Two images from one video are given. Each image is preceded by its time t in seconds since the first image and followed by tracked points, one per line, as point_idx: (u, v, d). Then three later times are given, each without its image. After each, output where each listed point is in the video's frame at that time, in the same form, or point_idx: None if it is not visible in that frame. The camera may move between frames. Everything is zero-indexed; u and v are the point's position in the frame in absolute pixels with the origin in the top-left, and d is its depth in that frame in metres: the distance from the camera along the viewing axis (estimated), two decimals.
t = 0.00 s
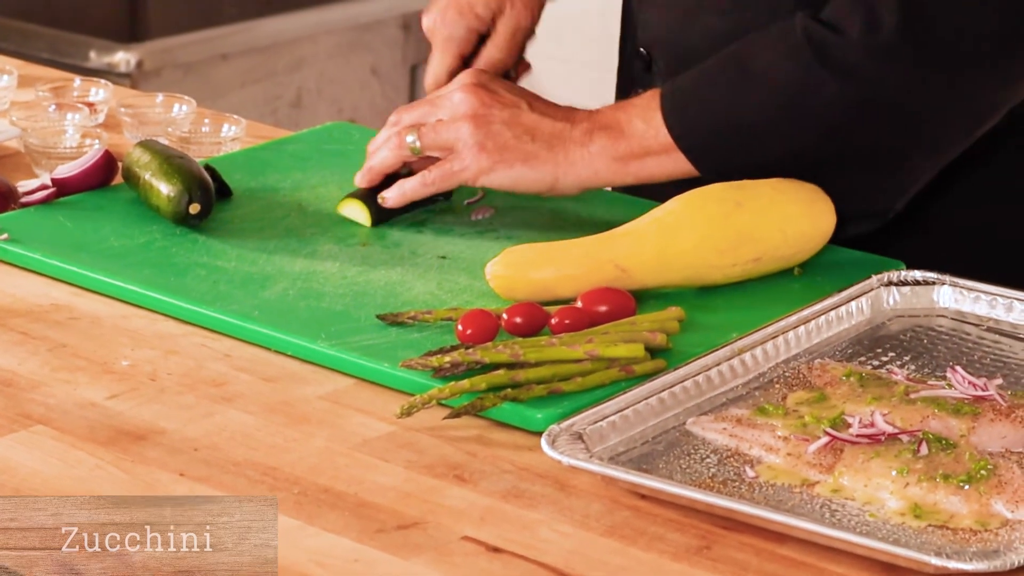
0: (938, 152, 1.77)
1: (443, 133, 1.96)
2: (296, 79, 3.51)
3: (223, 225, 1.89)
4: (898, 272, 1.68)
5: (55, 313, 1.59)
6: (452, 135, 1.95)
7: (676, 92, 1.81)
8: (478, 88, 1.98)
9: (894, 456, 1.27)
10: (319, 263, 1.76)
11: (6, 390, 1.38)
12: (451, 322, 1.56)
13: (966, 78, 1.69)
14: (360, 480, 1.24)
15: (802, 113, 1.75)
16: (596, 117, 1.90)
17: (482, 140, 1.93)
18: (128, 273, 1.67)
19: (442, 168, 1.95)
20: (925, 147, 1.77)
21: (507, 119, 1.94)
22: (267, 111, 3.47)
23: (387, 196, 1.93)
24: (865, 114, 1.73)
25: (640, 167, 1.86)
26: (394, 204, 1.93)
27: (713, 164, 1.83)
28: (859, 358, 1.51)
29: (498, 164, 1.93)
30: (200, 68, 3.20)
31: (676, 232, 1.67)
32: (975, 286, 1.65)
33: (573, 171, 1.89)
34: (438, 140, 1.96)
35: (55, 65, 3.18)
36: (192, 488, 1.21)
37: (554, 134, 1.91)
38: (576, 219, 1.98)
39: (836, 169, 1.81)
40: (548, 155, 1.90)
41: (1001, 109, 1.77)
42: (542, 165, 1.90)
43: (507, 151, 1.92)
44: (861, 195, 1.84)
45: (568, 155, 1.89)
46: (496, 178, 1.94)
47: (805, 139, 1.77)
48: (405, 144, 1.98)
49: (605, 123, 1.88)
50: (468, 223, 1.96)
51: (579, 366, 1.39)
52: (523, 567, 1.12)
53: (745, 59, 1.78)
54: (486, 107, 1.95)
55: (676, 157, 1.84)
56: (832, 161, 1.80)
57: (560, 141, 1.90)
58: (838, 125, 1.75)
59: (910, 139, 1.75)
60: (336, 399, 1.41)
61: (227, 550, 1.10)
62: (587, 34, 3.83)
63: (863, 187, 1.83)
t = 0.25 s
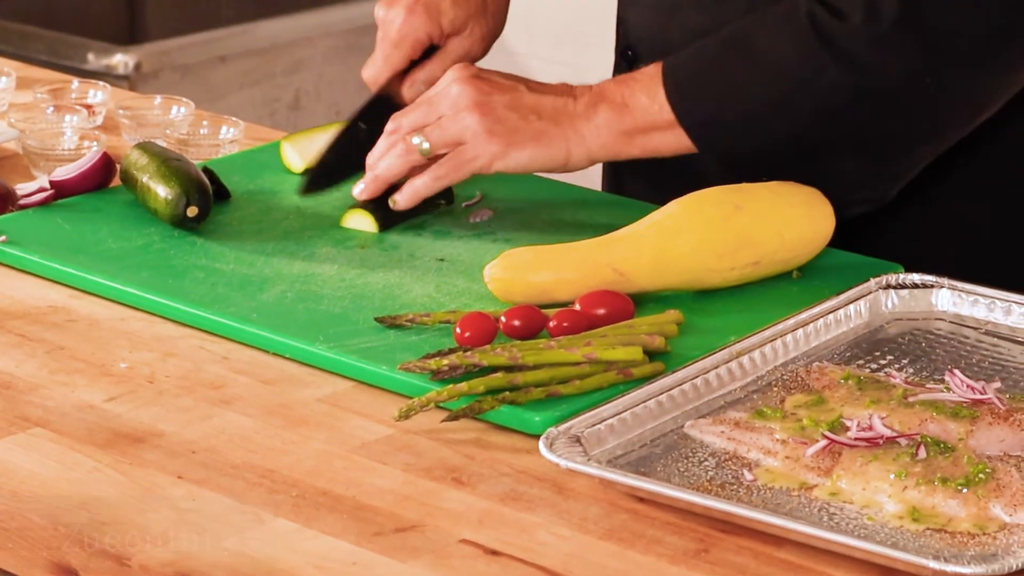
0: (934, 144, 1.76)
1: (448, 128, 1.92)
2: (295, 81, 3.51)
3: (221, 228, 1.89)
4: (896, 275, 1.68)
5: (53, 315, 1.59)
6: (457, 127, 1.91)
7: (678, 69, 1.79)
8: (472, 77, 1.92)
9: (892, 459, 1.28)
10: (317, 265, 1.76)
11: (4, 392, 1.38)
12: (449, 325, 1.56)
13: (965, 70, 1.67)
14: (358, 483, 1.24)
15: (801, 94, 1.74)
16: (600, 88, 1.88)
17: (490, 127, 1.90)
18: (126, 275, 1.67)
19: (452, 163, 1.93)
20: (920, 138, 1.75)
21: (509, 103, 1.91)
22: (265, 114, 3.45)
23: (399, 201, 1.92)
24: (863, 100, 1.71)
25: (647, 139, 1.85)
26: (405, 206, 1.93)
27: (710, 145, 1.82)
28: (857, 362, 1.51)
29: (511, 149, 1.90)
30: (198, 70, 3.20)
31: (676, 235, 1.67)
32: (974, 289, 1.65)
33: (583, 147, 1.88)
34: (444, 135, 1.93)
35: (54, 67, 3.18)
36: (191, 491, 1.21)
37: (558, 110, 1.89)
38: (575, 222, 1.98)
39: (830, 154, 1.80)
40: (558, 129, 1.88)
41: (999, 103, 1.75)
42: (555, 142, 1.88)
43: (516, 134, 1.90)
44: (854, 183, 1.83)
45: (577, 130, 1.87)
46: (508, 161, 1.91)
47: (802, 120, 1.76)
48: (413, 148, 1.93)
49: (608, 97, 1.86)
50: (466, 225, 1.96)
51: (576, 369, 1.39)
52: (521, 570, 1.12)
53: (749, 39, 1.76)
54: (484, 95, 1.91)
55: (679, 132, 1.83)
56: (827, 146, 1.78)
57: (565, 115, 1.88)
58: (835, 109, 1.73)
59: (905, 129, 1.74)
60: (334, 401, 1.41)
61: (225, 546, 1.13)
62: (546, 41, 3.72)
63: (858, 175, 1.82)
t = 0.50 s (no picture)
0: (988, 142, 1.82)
1: (497, 146, 1.87)
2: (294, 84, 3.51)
3: (220, 229, 1.89)
4: (896, 278, 1.68)
5: (52, 317, 1.58)
6: (512, 147, 1.87)
7: (723, 95, 1.80)
8: (526, 94, 1.89)
9: (892, 461, 1.27)
10: (317, 267, 1.76)
11: (3, 393, 1.38)
12: (449, 327, 1.56)
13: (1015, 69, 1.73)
14: (357, 484, 1.24)
15: (856, 110, 1.77)
16: (646, 122, 1.86)
17: (540, 148, 1.86)
18: (126, 276, 1.67)
19: (500, 181, 1.89)
20: (975, 138, 1.81)
21: (561, 125, 1.87)
22: (264, 116, 3.46)
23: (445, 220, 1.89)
24: (919, 110, 1.76)
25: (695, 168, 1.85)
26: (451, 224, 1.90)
27: (762, 165, 1.84)
28: (857, 364, 1.51)
29: (557, 173, 1.86)
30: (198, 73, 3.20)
31: (676, 237, 1.67)
32: (974, 292, 1.65)
33: (629, 179, 1.85)
34: (494, 154, 1.88)
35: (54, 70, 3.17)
36: (190, 492, 1.21)
37: (609, 139, 1.86)
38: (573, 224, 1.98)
39: (884, 162, 1.84)
40: (606, 160, 1.85)
41: None
42: (601, 172, 1.85)
43: (567, 159, 1.86)
44: (908, 185, 1.88)
45: (626, 162, 1.84)
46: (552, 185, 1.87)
47: (856, 135, 1.79)
48: (460, 164, 1.89)
49: (656, 129, 1.85)
50: (466, 227, 1.96)
51: (576, 371, 1.39)
52: (519, 571, 1.12)
53: (791, 58, 1.78)
54: (539, 116, 1.87)
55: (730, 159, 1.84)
56: (881, 155, 1.83)
57: (618, 145, 1.86)
58: (891, 121, 1.77)
59: (961, 131, 1.79)
60: (333, 403, 1.41)
61: (223, 547, 1.13)
62: (559, 50, 3.87)
63: (911, 179, 1.87)
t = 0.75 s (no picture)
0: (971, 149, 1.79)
1: (480, 148, 1.92)
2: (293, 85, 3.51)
3: (220, 230, 1.89)
4: (896, 280, 1.68)
5: (51, 318, 1.58)
6: (494, 149, 1.91)
7: (706, 108, 1.83)
8: (513, 100, 1.94)
9: (892, 464, 1.27)
10: (317, 269, 1.76)
11: (2, 395, 1.38)
12: (449, 329, 1.56)
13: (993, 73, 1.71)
14: (358, 486, 1.24)
15: (835, 118, 1.76)
16: (630, 137, 1.90)
17: (522, 152, 1.90)
18: (126, 278, 1.67)
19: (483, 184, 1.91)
20: (959, 145, 1.78)
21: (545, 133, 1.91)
22: (263, 117, 3.47)
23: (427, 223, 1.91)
24: (899, 116, 1.75)
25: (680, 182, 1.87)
26: (433, 228, 1.91)
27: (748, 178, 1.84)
28: (857, 367, 1.51)
29: (536, 179, 1.89)
30: (198, 75, 3.20)
31: (676, 239, 1.67)
32: (974, 294, 1.65)
33: (609, 190, 1.88)
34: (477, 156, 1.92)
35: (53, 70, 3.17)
36: (190, 494, 1.21)
37: (592, 151, 1.90)
38: (574, 226, 1.98)
39: (869, 173, 1.82)
40: (588, 171, 1.89)
41: None
42: (582, 181, 1.88)
43: (547, 165, 1.90)
44: (895, 198, 1.86)
45: (607, 173, 1.88)
46: (532, 191, 1.90)
47: (837, 144, 1.79)
48: (443, 164, 1.93)
49: (639, 143, 1.88)
50: (466, 229, 1.95)
51: (576, 373, 1.39)
52: (520, 573, 1.11)
53: (773, 70, 1.79)
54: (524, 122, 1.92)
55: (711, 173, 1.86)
56: (866, 166, 1.81)
57: (599, 157, 1.89)
58: (872, 129, 1.76)
59: (943, 138, 1.77)
60: (333, 405, 1.40)
61: (223, 549, 1.12)
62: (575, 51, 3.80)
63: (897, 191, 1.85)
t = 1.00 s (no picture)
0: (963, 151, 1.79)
1: (468, 145, 1.94)
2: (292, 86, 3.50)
3: (220, 231, 1.89)
4: (897, 282, 1.68)
5: (51, 319, 1.58)
6: (480, 145, 1.94)
7: (697, 106, 1.83)
8: (501, 96, 1.97)
9: (893, 465, 1.27)
10: (317, 269, 1.76)
11: (2, 396, 1.38)
12: (449, 330, 1.56)
13: (987, 74, 1.71)
14: (358, 487, 1.24)
15: (828, 115, 1.76)
16: (619, 134, 1.90)
17: (508, 148, 1.91)
18: (126, 278, 1.67)
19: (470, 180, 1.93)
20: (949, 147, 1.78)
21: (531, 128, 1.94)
22: (263, 117, 3.47)
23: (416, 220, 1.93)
24: (890, 116, 1.75)
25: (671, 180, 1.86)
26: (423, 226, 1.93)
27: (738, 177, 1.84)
28: (857, 368, 1.51)
29: (523, 174, 1.91)
30: (198, 76, 3.19)
31: (676, 239, 1.67)
32: (975, 296, 1.65)
33: (597, 188, 1.89)
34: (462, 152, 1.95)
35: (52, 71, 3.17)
36: (190, 495, 1.21)
37: (580, 148, 1.91)
38: (574, 227, 1.98)
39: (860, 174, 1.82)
40: (575, 167, 1.90)
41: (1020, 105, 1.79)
42: (569, 177, 1.89)
43: (535, 162, 1.91)
44: (886, 200, 1.85)
45: (594, 170, 1.89)
46: (519, 188, 1.91)
47: (829, 142, 1.78)
48: (431, 161, 1.95)
49: (628, 140, 1.88)
50: (466, 230, 1.95)
51: (577, 374, 1.38)
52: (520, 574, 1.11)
53: (766, 69, 1.79)
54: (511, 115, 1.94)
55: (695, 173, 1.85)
56: (858, 167, 1.81)
57: (587, 154, 1.91)
58: (864, 128, 1.76)
59: (936, 139, 1.77)
60: (333, 405, 1.40)
61: (223, 549, 1.12)
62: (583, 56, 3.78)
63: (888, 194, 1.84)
